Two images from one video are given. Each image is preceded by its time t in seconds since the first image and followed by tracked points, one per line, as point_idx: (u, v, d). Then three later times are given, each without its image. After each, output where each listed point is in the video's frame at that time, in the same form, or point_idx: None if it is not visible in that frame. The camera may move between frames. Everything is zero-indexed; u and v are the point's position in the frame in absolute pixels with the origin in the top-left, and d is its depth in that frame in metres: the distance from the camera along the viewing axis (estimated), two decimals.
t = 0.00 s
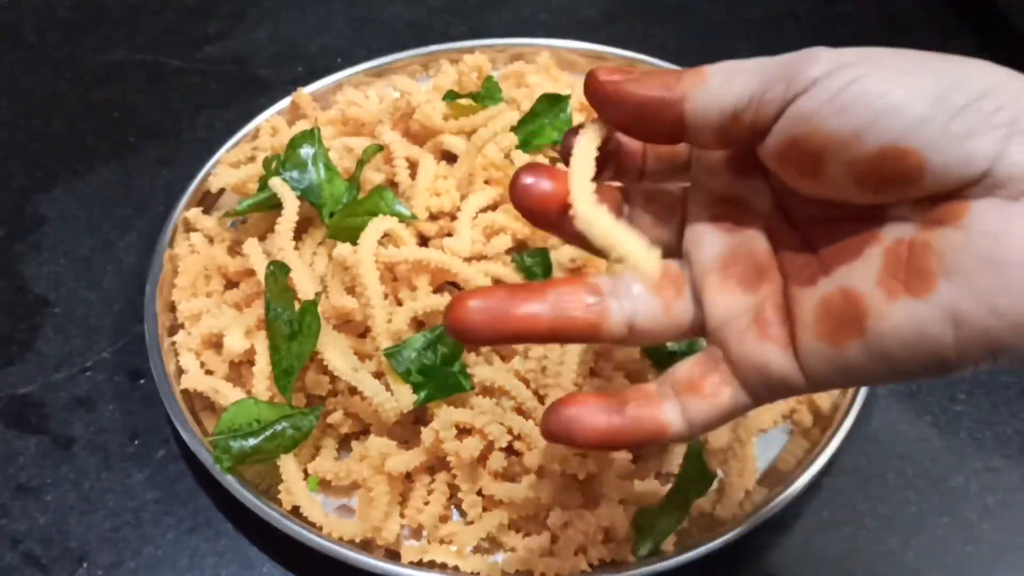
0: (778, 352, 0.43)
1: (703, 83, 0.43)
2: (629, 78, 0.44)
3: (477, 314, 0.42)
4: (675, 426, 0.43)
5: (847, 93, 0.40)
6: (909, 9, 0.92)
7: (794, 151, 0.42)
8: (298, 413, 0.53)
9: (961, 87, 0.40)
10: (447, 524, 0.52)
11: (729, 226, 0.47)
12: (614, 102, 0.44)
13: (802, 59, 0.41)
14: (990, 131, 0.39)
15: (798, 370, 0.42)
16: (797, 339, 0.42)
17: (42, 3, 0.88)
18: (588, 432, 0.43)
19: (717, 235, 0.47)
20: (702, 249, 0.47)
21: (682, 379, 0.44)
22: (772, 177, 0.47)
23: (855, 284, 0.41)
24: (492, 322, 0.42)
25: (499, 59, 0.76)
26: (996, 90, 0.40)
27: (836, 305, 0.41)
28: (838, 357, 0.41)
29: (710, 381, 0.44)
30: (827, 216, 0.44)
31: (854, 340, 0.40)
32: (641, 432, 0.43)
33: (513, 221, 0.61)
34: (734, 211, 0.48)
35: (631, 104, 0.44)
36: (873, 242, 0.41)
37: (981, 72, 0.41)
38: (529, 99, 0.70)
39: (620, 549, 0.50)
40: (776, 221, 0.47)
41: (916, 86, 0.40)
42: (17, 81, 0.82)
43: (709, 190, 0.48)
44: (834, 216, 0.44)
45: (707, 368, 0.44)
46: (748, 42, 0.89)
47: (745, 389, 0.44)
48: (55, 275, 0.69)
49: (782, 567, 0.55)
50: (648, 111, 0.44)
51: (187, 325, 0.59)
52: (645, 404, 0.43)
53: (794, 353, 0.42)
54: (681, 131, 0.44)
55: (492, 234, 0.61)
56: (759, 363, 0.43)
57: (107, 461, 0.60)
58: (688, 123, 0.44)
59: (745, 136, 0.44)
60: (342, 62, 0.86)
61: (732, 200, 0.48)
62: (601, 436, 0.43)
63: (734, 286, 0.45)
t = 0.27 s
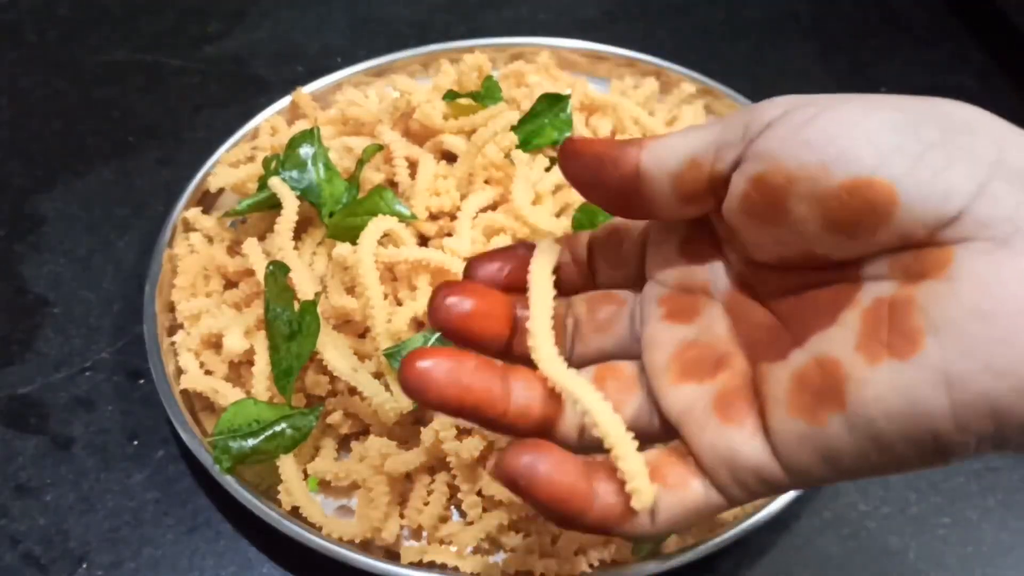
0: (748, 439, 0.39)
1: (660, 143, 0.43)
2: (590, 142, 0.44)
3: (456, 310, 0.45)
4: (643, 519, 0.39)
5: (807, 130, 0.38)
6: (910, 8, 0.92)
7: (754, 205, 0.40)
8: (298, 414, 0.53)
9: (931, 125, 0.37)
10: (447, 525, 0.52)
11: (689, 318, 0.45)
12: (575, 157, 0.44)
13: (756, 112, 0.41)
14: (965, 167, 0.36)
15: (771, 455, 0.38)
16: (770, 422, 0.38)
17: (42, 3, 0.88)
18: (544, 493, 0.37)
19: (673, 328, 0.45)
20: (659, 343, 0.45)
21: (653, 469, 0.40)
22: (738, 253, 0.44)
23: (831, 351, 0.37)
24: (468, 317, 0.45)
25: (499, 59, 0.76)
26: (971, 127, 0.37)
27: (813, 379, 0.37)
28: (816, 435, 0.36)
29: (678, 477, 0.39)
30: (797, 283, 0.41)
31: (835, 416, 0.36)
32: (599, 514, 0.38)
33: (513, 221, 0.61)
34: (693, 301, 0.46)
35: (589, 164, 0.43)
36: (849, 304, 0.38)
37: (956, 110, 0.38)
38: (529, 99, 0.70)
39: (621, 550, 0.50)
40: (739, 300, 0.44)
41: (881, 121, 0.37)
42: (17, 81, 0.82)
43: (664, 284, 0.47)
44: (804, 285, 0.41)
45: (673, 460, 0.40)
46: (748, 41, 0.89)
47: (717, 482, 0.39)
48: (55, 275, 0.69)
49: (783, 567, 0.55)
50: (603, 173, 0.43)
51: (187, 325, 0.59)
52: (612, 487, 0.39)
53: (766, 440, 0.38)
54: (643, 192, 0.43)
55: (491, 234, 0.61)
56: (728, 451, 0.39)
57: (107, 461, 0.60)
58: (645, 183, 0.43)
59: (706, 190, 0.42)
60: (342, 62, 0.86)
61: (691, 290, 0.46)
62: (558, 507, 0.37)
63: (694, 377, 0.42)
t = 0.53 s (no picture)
0: (763, 505, 0.38)
1: (688, 134, 0.44)
2: (616, 120, 0.44)
3: (364, 350, 0.46)
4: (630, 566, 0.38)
5: (850, 157, 0.38)
6: (910, 8, 0.92)
7: (794, 239, 0.40)
8: (298, 414, 0.52)
9: (986, 176, 0.37)
10: (447, 525, 0.52)
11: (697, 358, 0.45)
12: (593, 130, 0.45)
13: (795, 128, 0.41)
14: None
15: (791, 521, 0.38)
16: (795, 481, 0.38)
17: (42, 3, 0.88)
18: (518, 542, 0.36)
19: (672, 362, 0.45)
20: (656, 378, 0.44)
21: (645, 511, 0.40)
22: (748, 287, 0.45)
23: (871, 417, 0.37)
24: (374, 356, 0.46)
25: (499, 59, 0.76)
26: None
27: (850, 442, 0.37)
28: (850, 504, 0.36)
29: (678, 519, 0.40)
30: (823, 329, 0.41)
31: (875, 486, 0.35)
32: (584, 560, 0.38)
33: (513, 221, 0.61)
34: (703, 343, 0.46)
35: (607, 143, 0.45)
36: (885, 364, 0.38)
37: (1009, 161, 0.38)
38: (529, 99, 0.70)
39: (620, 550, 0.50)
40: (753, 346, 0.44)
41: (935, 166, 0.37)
42: (17, 81, 0.82)
43: (658, 318, 0.48)
44: (828, 332, 0.41)
45: (664, 507, 0.40)
46: (748, 41, 0.89)
47: (722, 540, 0.39)
48: (55, 275, 0.69)
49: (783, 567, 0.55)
50: (616, 151, 0.45)
51: (187, 325, 0.59)
52: (596, 530, 0.39)
53: (788, 506, 0.38)
54: (655, 177, 0.44)
55: (491, 234, 0.62)
56: (740, 513, 0.38)
57: (107, 461, 0.60)
58: (662, 169, 0.44)
59: (724, 189, 0.43)
60: (341, 62, 0.86)
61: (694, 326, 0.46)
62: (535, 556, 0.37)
63: (700, 423, 0.42)
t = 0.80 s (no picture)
0: (771, 535, 0.38)
1: (687, 173, 0.44)
2: (611, 169, 0.44)
3: (358, 382, 0.45)
4: None
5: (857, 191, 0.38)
6: (910, 8, 0.92)
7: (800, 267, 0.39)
8: (298, 414, 0.52)
9: (999, 210, 0.37)
10: (447, 525, 0.52)
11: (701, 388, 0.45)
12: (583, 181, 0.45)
13: (801, 163, 0.42)
14: None
15: (801, 550, 0.37)
16: (807, 512, 0.37)
17: (42, 3, 0.88)
18: (513, 557, 0.38)
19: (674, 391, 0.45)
20: (661, 401, 0.44)
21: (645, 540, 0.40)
22: (751, 319, 0.44)
23: (882, 446, 0.36)
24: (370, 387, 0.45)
25: (499, 59, 0.76)
26: None
27: (862, 473, 0.36)
28: (864, 538, 0.35)
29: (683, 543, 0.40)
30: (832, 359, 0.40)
31: (887, 520, 0.34)
32: None
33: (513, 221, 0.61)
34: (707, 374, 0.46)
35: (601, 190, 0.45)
36: (898, 395, 0.37)
37: None
38: (529, 99, 0.70)
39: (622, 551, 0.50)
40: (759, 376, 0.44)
41: (947, 200, 0.37)
42: (17, 81, 0.82)
43: (661, 344, 0.47)
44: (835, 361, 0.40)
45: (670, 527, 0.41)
46: (748, 41, 0.89)
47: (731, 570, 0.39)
48: (55, 275, 0.69)
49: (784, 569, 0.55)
50: (610, 196, 0.45)
51: (187, 325, 0.59)
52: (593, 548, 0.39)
53: (797, 534, 0.37)
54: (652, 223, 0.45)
55: (491, 234, 0.62)
56: (745, 540, 0.38)
57: (107, 461, 0.60)
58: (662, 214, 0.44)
59: (726, 229, 0.43)
60: (341, 62, 0.86)
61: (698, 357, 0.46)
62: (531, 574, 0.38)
63: (703, 448, 0.42)
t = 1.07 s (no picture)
0: (736, 528, 0.39)
1: (644, 205, 0.44)
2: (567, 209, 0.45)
3: (356, 373, 0.47)
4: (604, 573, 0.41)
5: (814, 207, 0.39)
6: (910, 9, 0.92)
7: (759, 282, 0.40)
8: (298, 414, 0.53)
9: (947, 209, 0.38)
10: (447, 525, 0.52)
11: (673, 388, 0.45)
12: (544, 228, 0.45)
13: (755, 177, 0.42)
14: (982, 257, 0.37)
15: (764, 542, 0.38)
16: (768, 505, 0.38)
17: (42, 4, 0.88)
18: (496, 548, 0.41)
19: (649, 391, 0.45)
20: (638, 397, 0.45)
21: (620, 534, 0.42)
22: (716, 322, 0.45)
23: (842, 443, 0.37)
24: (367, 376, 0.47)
25: (499, 59, 0.76)
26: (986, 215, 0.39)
27: (821, 469, 0.37)
28: (822, 530, 0.37)
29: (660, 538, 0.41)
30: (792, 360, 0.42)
31: (844, 513, 0.36)
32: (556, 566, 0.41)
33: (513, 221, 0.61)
34: (678, 373, 0.46)
35: (563, 234, 0.45)
36: (854, 392, 0.38)
37: (968, 194, 0.39)
38: (529, 99, 0.70)
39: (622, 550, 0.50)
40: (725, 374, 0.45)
41: (897, 210, 0.38)
42: (17, 81, 0.82)
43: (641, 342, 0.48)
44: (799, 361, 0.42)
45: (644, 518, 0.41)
46: (748, 41, 0.89)
47: (696, 558, 0.40)
48: (55, 275, 0.69)
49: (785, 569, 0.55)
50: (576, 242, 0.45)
51: (187, 325, 0.59)
52: (572, 538, 0.42)
53: (761, 527, 0.38)
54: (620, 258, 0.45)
55: (491, 234, 0.61)
56: (712, 535, 0.39)
57: (107, 461, 0.60)
58: (630, 251, 0.44)
59: (695, 253, 0.43)
60: (341, 62, 0.86)
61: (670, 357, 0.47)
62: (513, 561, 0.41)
63: (675, 444, 0.43)
